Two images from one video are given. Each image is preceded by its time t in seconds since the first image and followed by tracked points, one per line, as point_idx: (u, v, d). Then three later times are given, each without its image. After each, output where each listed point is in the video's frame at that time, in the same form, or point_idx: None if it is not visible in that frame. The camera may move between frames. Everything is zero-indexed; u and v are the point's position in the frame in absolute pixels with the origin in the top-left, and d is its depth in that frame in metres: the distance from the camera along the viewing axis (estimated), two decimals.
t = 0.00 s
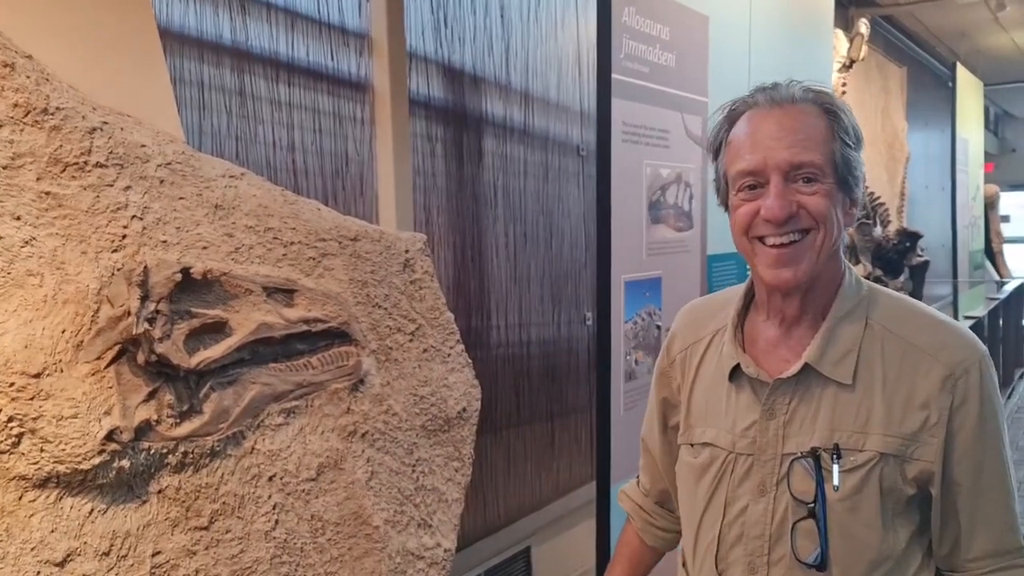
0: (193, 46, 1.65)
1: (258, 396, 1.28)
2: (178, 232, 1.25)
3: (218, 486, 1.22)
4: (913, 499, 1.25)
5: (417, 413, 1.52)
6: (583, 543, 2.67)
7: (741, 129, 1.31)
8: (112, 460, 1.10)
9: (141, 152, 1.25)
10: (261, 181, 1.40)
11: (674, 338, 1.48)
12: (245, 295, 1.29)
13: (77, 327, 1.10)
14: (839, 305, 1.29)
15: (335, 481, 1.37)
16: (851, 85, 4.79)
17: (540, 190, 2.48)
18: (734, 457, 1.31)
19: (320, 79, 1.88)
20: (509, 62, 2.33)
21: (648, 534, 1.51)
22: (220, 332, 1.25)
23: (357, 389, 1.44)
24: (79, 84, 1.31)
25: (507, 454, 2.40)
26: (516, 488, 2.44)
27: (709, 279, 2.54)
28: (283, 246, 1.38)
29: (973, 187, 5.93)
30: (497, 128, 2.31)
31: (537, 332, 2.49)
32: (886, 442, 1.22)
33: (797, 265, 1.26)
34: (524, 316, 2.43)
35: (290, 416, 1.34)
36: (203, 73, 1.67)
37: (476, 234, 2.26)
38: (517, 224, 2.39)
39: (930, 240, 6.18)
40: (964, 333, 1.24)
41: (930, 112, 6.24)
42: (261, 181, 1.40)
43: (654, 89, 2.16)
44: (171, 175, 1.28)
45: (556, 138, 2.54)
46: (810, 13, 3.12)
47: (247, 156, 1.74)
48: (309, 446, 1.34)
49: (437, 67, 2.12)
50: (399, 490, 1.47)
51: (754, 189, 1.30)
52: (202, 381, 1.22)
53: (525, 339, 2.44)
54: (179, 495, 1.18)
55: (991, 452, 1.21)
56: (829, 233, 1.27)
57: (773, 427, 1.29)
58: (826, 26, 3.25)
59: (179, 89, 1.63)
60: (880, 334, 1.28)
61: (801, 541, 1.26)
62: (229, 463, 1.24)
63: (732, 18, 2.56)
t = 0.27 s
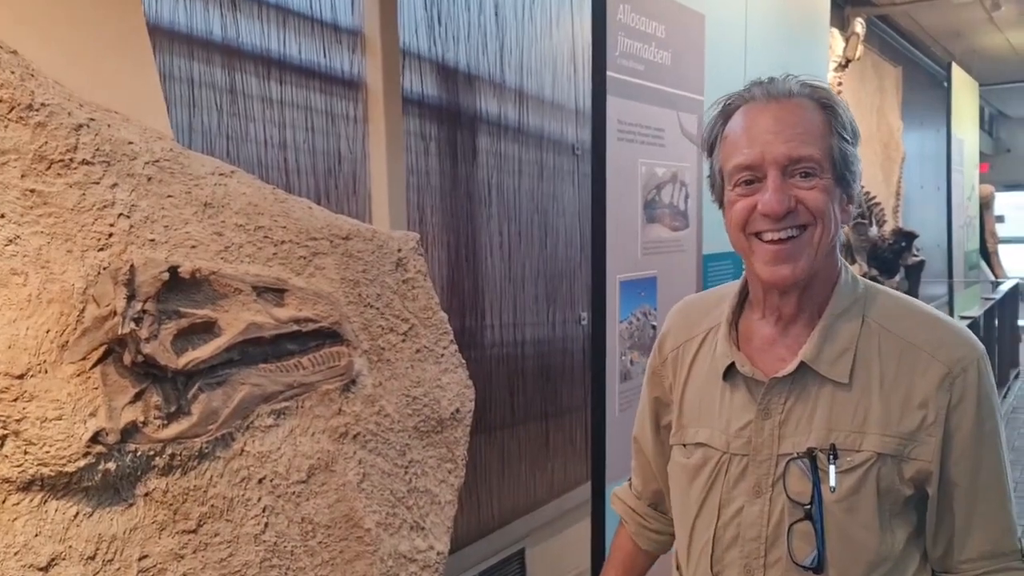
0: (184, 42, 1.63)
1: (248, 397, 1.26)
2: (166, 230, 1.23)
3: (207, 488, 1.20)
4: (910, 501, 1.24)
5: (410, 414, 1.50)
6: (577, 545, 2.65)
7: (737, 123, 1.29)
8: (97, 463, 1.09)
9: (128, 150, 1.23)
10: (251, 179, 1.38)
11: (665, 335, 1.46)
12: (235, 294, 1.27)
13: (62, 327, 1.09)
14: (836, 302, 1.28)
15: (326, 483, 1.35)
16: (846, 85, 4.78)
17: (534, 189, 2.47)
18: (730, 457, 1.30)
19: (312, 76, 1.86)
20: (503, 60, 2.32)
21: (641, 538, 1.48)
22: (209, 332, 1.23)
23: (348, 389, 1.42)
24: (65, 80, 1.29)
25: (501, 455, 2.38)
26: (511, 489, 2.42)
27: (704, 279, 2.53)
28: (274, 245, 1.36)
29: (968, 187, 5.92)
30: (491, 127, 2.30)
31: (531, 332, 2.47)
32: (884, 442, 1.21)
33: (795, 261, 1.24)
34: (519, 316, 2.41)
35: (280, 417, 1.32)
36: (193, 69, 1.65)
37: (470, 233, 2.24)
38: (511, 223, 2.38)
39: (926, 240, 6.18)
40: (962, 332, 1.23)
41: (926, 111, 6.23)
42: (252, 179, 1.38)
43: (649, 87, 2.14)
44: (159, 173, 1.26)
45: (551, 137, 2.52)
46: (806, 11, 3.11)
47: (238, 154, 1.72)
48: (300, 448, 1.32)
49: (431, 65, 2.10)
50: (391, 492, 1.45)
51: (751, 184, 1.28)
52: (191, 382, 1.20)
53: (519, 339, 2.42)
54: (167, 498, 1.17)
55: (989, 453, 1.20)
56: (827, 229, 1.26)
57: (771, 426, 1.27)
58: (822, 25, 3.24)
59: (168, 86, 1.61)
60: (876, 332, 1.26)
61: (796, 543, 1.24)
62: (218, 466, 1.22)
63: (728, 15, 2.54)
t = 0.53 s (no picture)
0: (176, 41, 1.62)
1: (239, 399, 1.25)
2: (156, 231, 1.21)
3: (197, 492, 1.19)
4: (904, 509, 1.23)
5: (404, 417, 1.49)
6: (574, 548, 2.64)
7: (730, 123, 1.28)
8: (85, 467, 1.07)
9: (118, 149, 1.22)
10: (244, 179, 1.37)
11: (659, 338, 1.45)
12: (226, 295, 1.26)
13: (50, 328, 1.07)
14: (830, 305, 1.26)
15: (318, 487, 1.34)
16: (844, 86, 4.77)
17: (530, 189, 2.45)
18: (722, 463, 1.28)
19: (306, 76, 1.84)
20: (499, 59, 2.30)
21: (637, 544, 1.47)
22: (200, 334, 1.22)
23: (342, 392, 1.40)
24: (59, 78, 1.28)
25: (497, 458, 2.36)
26: (507, 492, 2.40)
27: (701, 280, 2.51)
28: (266, 245, 1.34)
29: (964, 188, 5.92)
30: (487, 127, 2.28)
31: (527, 334, 2.45)
32: (877, 449, 1.19)
33: (790, 263, 1.22)
34: (515, 318, 2.40)
35: (272, 420, 1.30)
36: (185, 68, 1.63)
37: (465, 234, 2.22)
38: (506, 225, 2.36)
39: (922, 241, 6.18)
40: (958, 337, 1.21)
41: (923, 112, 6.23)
42: (244, 179, 1.36)
43: (646, 87, 2.13)
44: (150, 173, 1.24)
45: (547, 137, 2.50)
46: (803, 11, 3.10)
47: (231, 153, 1.70)
48: (292, 451, 1.31)
49: (426, 64, 2.08)
50: (385, 496, 1.44)
51: (744, 184, 1.27)
52: (181, 385, 1.19)
53: (515, 341, 2.40)
54: (156, 502, 1.15)
55: (986, 459, 1.18)
56: (823, 229, 1.24)
57: (761, 433, 1.26)
58: (820, 26, 3.23)
59: (160, 84, 1.59)
60: (871, 337, 1.25)
61: (788, 551, 1.23)
62: (208, 469, 1.21)
63: (725, 15, 2.53)
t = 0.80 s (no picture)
0: (173, 39, 1.61)
1: (236, 400, 1.24)
2: (152, 230, 1.20)
3: (193, 494, 1.18)
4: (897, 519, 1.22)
5: (402, 418, 1.48)
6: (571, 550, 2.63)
7: (728, 123, 1.27)
8: (79, 468, 1.06)
9: (114, 147, 1.21)
10: (241, 178, 1.36)
11: (650, 340, 1.45)
12: (222, 295, 1.25)
13: (44, 329, 1.06)
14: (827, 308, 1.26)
15: (315, 489, 1.33)
16: (842, 87, 4.77)
17: (529, 190, 2.45)
18: (715, 467, 1.27)
19: (304, 75, 1.83)
20: (498, 59, 2.29)
21: (632, 547, 1.46)
22: (196, 334, 1.21)
23: (339, 393, 1.39)
24: (59, 78, 1.28)
25: (495, 460, 2.36)
26: (505, 494, 2.40)
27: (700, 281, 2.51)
28: (263, 245, 1.33)
29: (962, 190, 5.92)
30: (485, 127, 2.27)
31: (525, 335, 2.44)
32: (874, 454, 1.18)
33: (787, 264, 1.21)
34: (513, 318, 2.39)
35: (269, 421, 1.29)
36: (182, 67, 1.62)
37: (463, 235, 2.21)
38: (504, 226, 2.35)
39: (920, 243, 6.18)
40: (954, 342, 1.21)
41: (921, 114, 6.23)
42: (241, 178, 1.36)
43: (645, 87, 2.12)
44: (146, 172, 1.24)
45: (545, 138, 2.50)
46: (802, 13, 3.10)
47: (228, 152, 1.69)
48: (289, 452, 1.30)
49: (425, 64, 2.08)
50: (382, 497, 1.43)
51: (742, 184, 1.26)
52: (177, 385, 1.18)
53: (513, 342, 2.40)
54: (151, 504, 1.14)
55: (980, 465, 1.18)
56: (820, 231, 1.23)
57: (755, 437, 1.24)
58: (818, 27, 3.24)
59: (157, 83, 1.58)
60: (867, 341, 1.24)
61: (783, 557, 1.21)
62: (205, 471, 1.20)
63: (724, 15, 2.53)
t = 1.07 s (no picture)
0: (169, 38, 1.60)
1: (230, 401, 1.23)
2: (147, 229, 1.19)
3: (187, 495, 1.17)
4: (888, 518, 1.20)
5: (398, 419, 1.47)
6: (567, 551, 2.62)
7: (723, 123, 1.27)
8: (73, 469, 1.06)
9: (109, 146, 1.20)
10: (236, 178, 1.35)
11: (644, 340, 1.45)
12: (217, 296, 1.24)
13: (37, 329, 1.06)
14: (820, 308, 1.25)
15: (310, 490, 1.32)
16: (839, 89, 4.77)
17: (526, 191, 2.44)
18: (701, 466, 1.27)
19: (301, 74, 1.83)
20: (495, 59, 2.29)
21: (626, 548, 1.46)
22: (191, 334, 1.20)
23: (334, 394, 1.38)
24: (57, 78, 1.28)
25: (491, 461, 2.35)
26: (500, 495, 2.39)
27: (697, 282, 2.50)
28: (259, 245, 1.33)
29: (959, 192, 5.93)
30: (482, 127, 2.27)
31: (522, 336, 2.44)
32: (861, 456, 1.17)
33: (779, 263, 1.21)
34: (510, 319, 2.39)
35: (264, 421, 1.29)
36: (178, 66, 1.62)
37: (460, 236, 2.21)
38: (501, 226, 2.35)
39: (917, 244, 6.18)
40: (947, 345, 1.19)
41: (919, 116, 6.24)
42: (237, 178, 1.35)
43: (642, 88, 2.12)
44: (141, 171, 1.23)
45: (542, 138, 2.49)
46: (800, 14, 3.10)
47: (224, 152, 1.69)
48: (284, 453, 1.29)
49: (422, 64, 2.07)
50: (378, 499, 1.42)
51: (736, 183, 1.26)
52: (172, 385, 1.17)
53: (510, 342, 2.39)
54: (146, 505, 1.13)
55: (975, 469, 1.16)
56: (813, 230, 1.23)
57: (741, 436, 1.24)
58: (816, 29, 3.24)
59: (153, 82, 1.58)
60: (858, 343, 1.23)
61: (766, 558, 1.21)
62: (199, 472, 1.19)
63: (722, 16, 2.53)
